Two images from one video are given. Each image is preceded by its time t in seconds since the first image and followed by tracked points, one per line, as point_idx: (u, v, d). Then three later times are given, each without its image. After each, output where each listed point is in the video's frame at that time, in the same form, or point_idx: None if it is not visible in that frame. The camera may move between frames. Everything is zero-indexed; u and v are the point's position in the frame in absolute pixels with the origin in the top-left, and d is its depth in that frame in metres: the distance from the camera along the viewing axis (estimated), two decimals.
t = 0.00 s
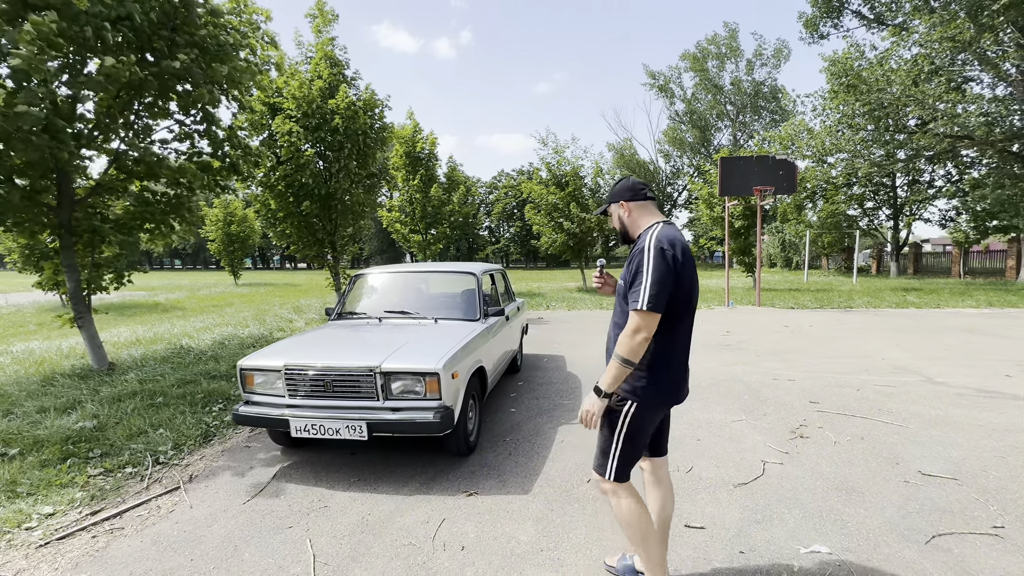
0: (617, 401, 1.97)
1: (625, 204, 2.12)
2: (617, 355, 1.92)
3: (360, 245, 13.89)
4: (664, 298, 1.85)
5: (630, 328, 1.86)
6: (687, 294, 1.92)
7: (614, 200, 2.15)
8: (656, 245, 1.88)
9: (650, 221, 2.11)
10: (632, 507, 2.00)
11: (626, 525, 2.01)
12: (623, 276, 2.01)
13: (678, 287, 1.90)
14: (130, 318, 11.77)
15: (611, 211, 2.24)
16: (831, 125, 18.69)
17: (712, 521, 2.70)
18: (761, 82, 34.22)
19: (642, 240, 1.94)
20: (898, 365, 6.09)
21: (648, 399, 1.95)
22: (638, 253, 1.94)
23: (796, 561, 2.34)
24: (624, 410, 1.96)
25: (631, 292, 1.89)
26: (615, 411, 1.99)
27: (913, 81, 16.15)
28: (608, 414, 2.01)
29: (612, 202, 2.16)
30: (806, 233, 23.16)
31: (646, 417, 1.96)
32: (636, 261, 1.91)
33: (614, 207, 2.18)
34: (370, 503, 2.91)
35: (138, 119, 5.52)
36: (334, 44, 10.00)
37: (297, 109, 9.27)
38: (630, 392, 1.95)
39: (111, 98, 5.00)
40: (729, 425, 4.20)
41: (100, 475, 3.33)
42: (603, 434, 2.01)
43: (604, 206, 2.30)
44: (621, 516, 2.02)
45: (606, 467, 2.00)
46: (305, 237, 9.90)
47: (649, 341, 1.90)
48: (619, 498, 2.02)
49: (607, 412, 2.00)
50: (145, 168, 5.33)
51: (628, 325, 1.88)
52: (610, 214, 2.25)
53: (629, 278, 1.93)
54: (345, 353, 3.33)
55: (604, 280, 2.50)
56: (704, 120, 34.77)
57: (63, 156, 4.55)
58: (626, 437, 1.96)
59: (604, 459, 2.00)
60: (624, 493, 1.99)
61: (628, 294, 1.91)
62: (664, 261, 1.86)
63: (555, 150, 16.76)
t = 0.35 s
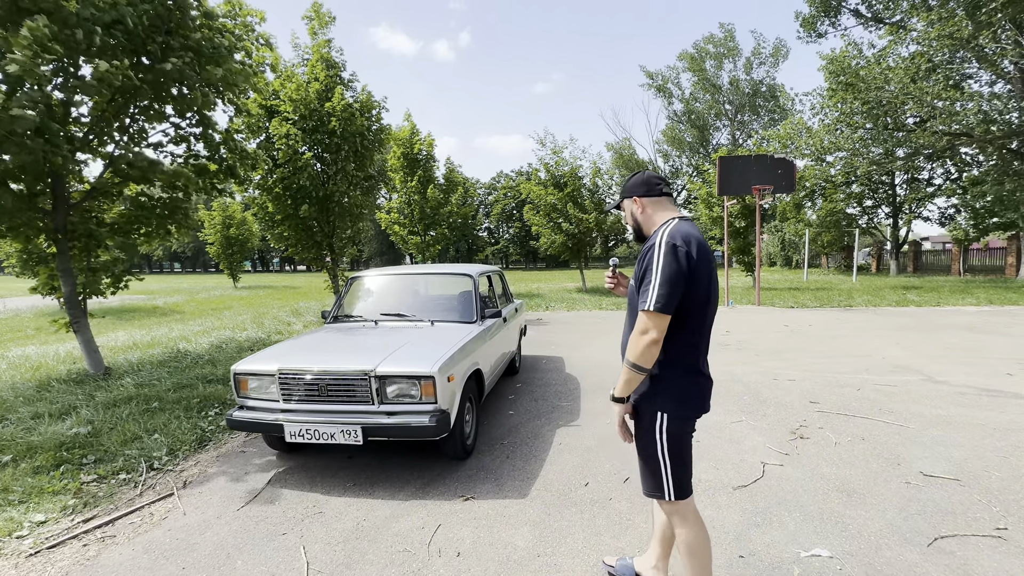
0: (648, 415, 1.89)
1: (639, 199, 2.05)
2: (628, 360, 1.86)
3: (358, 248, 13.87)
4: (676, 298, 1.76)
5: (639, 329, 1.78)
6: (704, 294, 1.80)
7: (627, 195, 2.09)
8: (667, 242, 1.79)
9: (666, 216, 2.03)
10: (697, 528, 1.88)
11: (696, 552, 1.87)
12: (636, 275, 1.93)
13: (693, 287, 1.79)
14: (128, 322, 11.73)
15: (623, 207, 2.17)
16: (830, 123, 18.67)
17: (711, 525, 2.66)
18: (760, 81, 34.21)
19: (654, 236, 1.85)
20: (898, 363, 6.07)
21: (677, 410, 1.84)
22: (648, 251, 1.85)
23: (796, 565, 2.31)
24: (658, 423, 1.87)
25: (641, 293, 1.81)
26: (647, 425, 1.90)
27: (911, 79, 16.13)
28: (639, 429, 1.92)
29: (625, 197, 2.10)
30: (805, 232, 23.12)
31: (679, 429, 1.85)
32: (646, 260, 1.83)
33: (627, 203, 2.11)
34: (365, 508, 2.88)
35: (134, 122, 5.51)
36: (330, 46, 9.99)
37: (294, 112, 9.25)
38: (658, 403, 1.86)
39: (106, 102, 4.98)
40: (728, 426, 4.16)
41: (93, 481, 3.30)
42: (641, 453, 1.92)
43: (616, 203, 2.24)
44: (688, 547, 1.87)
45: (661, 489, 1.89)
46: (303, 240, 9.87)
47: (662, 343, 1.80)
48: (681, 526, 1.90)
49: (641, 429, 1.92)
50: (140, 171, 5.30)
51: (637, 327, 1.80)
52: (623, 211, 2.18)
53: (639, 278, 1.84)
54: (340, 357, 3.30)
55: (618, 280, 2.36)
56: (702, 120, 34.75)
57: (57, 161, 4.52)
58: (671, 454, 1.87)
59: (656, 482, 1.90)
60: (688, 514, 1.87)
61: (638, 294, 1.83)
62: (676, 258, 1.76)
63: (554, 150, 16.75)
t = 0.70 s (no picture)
0: (678, 427, 1.79)
1: (663, 194, 1.92)
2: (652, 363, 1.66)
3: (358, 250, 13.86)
4: (714, 298, 1.65)
5: (674, 330, 1.64)
6: (736, 296, 1.72)
7: (648, 190, 1.94)
8: (703, 240, 1.70)
9: (689, 214, 1.93)
10: (722, 539, 1.84)
11: (720, 564, 1.83)
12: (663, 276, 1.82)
13: (727, 290, 1.71)
14: (128, 326, 11.71)
15: (638, 203, 1.99)
16: (830, 123, 18.64)
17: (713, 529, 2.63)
18: (760, 81, 34.18)
19: (686, 235, 1.76)
20: (901, 364, 6.03)
21: (709, 420, 1.75)
22: (678, 249, 1.75)
23: (799, 570, 2.28)
24: (687, 434, 1.77)
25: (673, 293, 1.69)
26: (677, 437, 1.79)
27: (911, 78, 16.09)
28: (668, 444, 1.80)
29: (645, 192, 1.95)
30: (806, 232, 23.08)
31: (712, 439, 1.77)
32: (678, 258, 1.72)
33: (646, 197, 1.96)
34: (364, 514, 2.85)
35: (133, 125, 5.49)
36: (329, 49, 10.00)
37: (294, 114, 9.25)
38: (689, 414, 1.76)
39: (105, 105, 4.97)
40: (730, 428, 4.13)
41: (91, 487, 3.27)
42: (670, 468, 1.81)
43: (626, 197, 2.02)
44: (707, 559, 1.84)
45: (690, 507, 1.80)
46: (303, 242, 9.84)
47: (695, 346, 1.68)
48: (706, 539, 1.85)
49: (669, 442, 1.81)
50: (139, 175, 5.28)
51: (670, 329, 1.66)
52: (636, 206, 2.00)
53: (669, 276, 1.73)
54: (338, 361, 3.28)
55: (629, 282, 2.30)
56: (702, 120, 34.72)
57: (58, 166, 4.52)
58: (700, 467, 1.78)
59: (685, 500, 1.80)
60: (718, 529, 1.81)
61: (668, 294, 1.71)
62: (713, 257, 1.67)
63: (553, 151, 16.75)
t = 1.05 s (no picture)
0: (696, 434, 1.75)
1: (681, 188, 1.86)
2: (702, 351, 1.55)
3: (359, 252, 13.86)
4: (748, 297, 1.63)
5: (724, 328, 1.55)
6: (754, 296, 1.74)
7: (669, 179, 1.84)
8: (732, 240, 1.67)
9: (694, 213, 1.91)
10: (730, 544, 1.84)
11: (732, 569, 1.83)
12: (685, 276, 1.75)
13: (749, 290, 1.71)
14: (128, 327, 11.72)
15: (654, 190, 1.86)
16: (830, 123, 18.62)
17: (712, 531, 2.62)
18: (760, 82, 34.18)
19: (709, 235, 1.71)
20: (902, 365, 6.01)
21: (728, 423, 1.75)
22: (705, 246, 1.70)
23: (800, 573, 2.26)
24: (706, 439, 1.75)
25: (709, 294, 1.63)
26: (695, 444, 1.76)
27: (910, 78, 16.09)
28: (686, 450, 1.76)
29: (666, 180, 1.85)
30: (805, 232, 23.08)
31: (727, 442, 1.78)
32: (710, 257, 1.66)
33: (663, 187, 1.85)
34: (361, 516, 2.84)
35: (132, 127, 5.48)
36: (329, 50, 10.03)
37: (294, 116, 9.26)
38: (708, 420, 1.73)
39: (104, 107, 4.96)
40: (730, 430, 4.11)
41: (89, 489, 3.27)
42: (688, 476, 1.78)
43: (639, 182, 1.88)
44: (717, 570, 1.81)
45: (706, 513, 1.78)
46: (303, 244, 9.85)
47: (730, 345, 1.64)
48: (713, 546, 1.83)
49: (687, 450, 1.77)
50: (139, 176, 5.28)
51: (718, 326, 1.57)
52: (650, 194, 1.87)
53: (702, 276, 1.66)
54: (335, 363, 3.26)
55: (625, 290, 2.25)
56: (702, 121, 34.72)
57: (58, 168, 4.52)
58: (715, 472, 1.78)
59: (702, 508, 1.78)
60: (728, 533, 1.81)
61: (703, 294, 1.64)
62: (744, 257, 1.65)
63: (553, 152, 16.77)
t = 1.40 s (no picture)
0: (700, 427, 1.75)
1: (671, 189, 1.86)
2: (728, 361, 1.61)
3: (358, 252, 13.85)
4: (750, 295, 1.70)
5: (739, 328, 1.62)
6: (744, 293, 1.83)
7: (664, 180, 1.83)
8: (731, 240, 1.72)
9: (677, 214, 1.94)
10: (723, 542, 1.83)
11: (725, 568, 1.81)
12: (687, 274, 1.76)
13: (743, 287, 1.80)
14: (127, 327, 11.70)
15: (649, 191, 1.82)
16: (829, 124, 18.65)
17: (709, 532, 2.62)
18: (760, 82, 34.20)
19: (708, 233, 1.74)
20: (900, 365, 6.02)
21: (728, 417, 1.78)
22: (709, 247, 1.72)
23: (796, 573, 2.26)
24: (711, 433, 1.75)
25: (718, 292, 1.66)
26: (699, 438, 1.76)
27: (909, 79, 16.12)
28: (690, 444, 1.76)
29: (660, 181, 1.83)
30: (804, 233, 23.10)
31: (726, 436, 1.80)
32: (718, 257, 1.69)
33: (658, 187, 1.83)
34: (359, 516, 2.84)
35: (130, 126, 5.47)
36: (328, 50, 10.03)
37: (292, 115, 9.24)
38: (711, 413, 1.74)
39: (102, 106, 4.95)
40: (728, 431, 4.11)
41: (85, 488, 3.26)
42: (691, 470, 1.77)
43: (636, 182, 1.82)
44: (712, 566, 1.80)
45: (705, 507, 1.78)
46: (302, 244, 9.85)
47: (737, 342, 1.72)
48: (706, 543, 1.82)
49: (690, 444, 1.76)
50: (137, 176, 5.26)
51: (734, 327, 1.62)
52: (646, 194, 1.83)
53: (711, 275, 1.68)
54: (333, 362, 3.26)
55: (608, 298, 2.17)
56: (702, 121, 34.74)
57: (55, 166, 4.50)
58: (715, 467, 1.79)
59: (702, 502, 1.78)
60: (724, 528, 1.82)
61: (715, 294, 1.66)
62: (742, 256, 1.72)
63: (552, 152, 16.78)
